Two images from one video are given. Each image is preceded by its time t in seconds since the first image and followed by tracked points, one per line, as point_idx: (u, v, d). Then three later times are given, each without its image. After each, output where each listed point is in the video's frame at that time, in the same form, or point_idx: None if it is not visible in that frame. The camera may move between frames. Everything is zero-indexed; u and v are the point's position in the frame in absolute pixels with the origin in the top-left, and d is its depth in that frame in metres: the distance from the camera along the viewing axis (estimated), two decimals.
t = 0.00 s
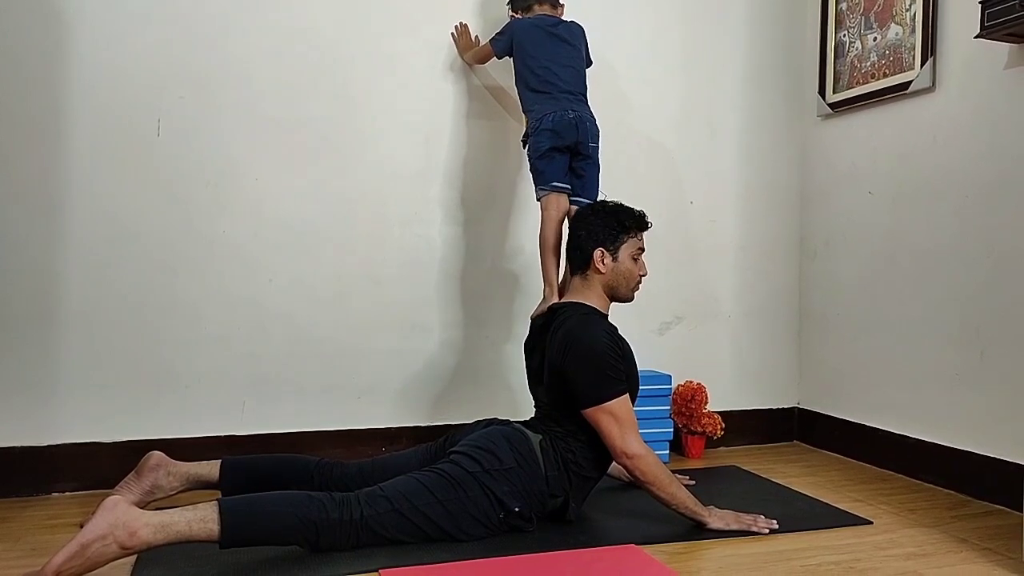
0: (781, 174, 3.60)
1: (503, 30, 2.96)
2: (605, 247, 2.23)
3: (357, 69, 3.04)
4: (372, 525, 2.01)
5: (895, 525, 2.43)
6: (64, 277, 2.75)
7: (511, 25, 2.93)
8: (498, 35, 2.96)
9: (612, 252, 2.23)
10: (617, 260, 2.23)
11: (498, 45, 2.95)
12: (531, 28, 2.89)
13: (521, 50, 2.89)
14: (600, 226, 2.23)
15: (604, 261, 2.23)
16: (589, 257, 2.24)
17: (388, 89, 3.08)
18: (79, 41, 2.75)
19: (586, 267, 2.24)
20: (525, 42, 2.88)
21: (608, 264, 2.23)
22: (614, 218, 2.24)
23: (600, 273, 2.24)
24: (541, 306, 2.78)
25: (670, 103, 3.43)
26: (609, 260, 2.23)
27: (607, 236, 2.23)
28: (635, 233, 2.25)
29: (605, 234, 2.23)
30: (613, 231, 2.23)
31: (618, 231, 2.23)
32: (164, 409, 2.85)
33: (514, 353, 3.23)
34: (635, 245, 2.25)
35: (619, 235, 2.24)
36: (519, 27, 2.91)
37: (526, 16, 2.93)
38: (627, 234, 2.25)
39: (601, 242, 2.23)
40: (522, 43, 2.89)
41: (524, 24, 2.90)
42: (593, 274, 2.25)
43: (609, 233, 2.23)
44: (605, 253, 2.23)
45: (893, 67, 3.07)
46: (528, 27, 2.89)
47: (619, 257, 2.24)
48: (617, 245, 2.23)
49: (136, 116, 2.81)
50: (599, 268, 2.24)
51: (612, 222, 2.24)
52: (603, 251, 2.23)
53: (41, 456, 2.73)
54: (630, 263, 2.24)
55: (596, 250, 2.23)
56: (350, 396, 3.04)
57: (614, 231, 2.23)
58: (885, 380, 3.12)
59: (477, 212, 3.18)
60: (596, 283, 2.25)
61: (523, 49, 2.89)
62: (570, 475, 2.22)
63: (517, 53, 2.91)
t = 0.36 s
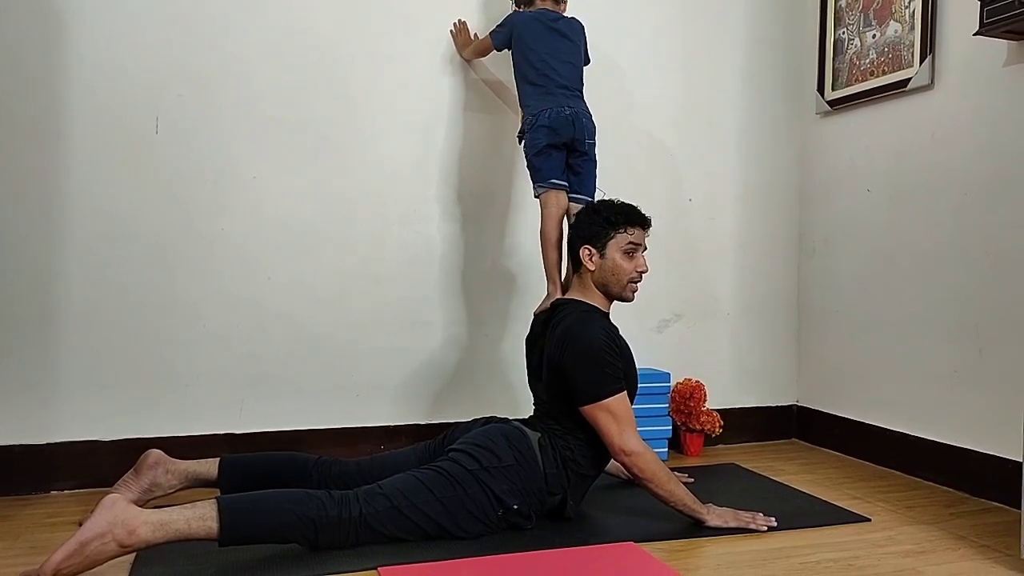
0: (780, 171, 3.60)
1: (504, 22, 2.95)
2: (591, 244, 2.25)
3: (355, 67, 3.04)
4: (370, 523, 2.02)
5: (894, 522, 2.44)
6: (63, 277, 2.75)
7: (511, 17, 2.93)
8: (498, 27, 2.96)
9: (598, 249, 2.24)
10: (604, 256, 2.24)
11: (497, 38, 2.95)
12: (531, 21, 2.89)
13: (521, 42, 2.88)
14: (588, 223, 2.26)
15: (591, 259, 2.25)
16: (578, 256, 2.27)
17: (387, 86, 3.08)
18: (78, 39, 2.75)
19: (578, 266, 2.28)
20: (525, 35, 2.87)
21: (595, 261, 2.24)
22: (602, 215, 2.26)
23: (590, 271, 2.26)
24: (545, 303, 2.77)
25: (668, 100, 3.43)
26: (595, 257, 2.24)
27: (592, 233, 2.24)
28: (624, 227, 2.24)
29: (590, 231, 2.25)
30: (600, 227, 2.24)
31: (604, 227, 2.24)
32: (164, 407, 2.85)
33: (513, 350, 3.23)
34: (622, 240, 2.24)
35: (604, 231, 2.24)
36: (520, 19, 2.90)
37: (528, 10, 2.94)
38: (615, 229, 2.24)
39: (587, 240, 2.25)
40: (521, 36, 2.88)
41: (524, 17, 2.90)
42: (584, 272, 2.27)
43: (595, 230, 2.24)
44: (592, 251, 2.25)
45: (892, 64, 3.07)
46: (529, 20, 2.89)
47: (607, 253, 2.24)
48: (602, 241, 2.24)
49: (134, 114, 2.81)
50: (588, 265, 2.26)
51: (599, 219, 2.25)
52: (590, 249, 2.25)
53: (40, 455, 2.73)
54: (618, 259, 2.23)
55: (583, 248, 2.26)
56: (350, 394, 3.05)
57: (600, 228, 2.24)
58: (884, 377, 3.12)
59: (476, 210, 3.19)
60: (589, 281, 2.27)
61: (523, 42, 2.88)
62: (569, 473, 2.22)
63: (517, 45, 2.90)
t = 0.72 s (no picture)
0: (779, 170, 3.60)
1: (502, 21, 2.94)
2: (591, 243, 2.25)
3: (354, 66, 3.04)
4: (369, 522, 2.02)
5: (892, 521, 2.44)
6: (62, 277, 2.75)
7: (509, 16, 2.92)
8: (496, 25, 2.95)
9: (598, 248, 2.24)
10: (603, 256, 2.24)
11: (495, 36, 2.94)
12: (530, 19, 2.89)
13: (520, 41, 2.88)
14: (589, 223, 2.26)
15: (590, 258, 2.25)
16: (578, 255, 2.28)
17: (385, 85, 3.08)
18: (76, 37, 2.75)
19: (578, 264, 2.28)
20: (524, 33, 2.88)
21: (595, 261, 2.25)
22: (602, 214, 2.26)
23: (589, 271, 2.26)
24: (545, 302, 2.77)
25: (667, 99, 3.43)
26: (595, 256, 2.25)
27: (593, 232, 2.24)
28: (624, 228, 2.24)
29: (591, 230, 2.25)
30: (600, 227, 2.24)
31: (604, 227, 2.24)
32: (162, 407, 2.85)
33: (512, 349, 3.23)
34: (623, 240, 2.24)
35: (605, 230, 2.24)
36: (518, 17, 2.90)
37: (526, 9, 2.93)
38: (615, 229, 2.23)
39: (587, 239, 2.26)
40: (520, 34, 2.88)
41: (523, 15, 2.89)
42: (584, 271, 2.27)
43: (594, 229, 2.24)
44: (592, 250, 2.25)
45: (890, 64, 3.07)
46: (528, 19, 2.89)
47: (607, 253, 2.24)
48: (603, 241, 2.23)
49: (133, 113, 2.81)
50: (588, 265, 2.26)
51: (599, 219, 2.25)
52: (590, 248, 2.25)
53: (38, 454, 2.73)
54: (618, 258, 2.23)
55: (583, 247, 2.26)
56: (348, 393, 3.05)
57: (601, 228, 2.24)
58: (882, 376, 3.13)
59: (474, 209, 3.18)
60: (588, 280, 2.27)
61: (522, 40, 2.88)
62: (567, 472, 2.22)
63: (517, 43, 2.90)
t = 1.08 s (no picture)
0: (779, 171, 3.60)
1: (501, 23, 2.93)
2: (589, 245, 2.25)
3: (353, 67, 3.04)
4: (368, 523, 2.02)
5: (892, 523, 2.44)
6: (63, 276, 2.75)
7: (508, 18, 2.92)
8: (495, 28, 2.95)
9: (595, 249, 2.24)
10: (600, 257, 2.24)
11: (493, 38, 2.93)
12: (528, 21, 2.89)
13: (518, 43, 2.88)
14: (589, 225, 2.25)
15: (587, 259, 2.25)
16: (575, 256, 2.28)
17: (385, 86, 3.08)
18: (76, 38, 2.75)
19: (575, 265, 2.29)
20: (523, 34, 2.88)
21: (592, 262, 2.25)
22: (600, 216, 2.26)
23: (586, 272, 2.27)
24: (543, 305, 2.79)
25: (667, 100, 3.43)
26: (591, 258, 2.25)
27: (590, 234, 2.24)
28: (621, 229, 2.24)
29: (588, 232, 2.25)
30: (598, 228, 2.24)
31: (601, 229, 2.24)
32: (163, 407, 2.85)
33: (512, 350, 3.23)
34: (619, 242, 2.24)
35: (602, 232, 2.24)
36: (517, 18, 2.90)
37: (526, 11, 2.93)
38: (613, 232, 2.23)
39: (585, 240, 2.26)
40: (519, 35, 2.88)
41: (522, 16, 2.89)
42: (581, 272, 2.28)
43: (592, 231, 2.24)
44: (588, 251, 2.25)
45: (890, 65, 3.07)
46: (527, 20, 2.89)
47: (603, 255, 2.24)
48: (600, 243, 2.24)
49: (133, 113, 2.81)
50: (585, 265, 2.26)
51: (597, 220, 2.25)
52: (587, 250, 2.26)
53: (38, 455, 2.73)
54: (613, 260, 2.23)
55: (579, 249, 2.27)
56: (348, 394, 3.05)
57: (599, 229, 2.24)
58: (882, 377, 3.12)
59: (475, 210, 3.18)
60: (586, 281, 2.28)
61: (521, 42, 2.88)
62: (567, 474, 2.22)
63: (515, 45, 2.89)
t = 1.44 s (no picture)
0: (778, 172, 3.60)
1: (499, 23, 2.94)
2: (600, 248, 2.24)
3: (353, 68, 3.04)
4: (367, 523, 2.02)
5: (891, 523, 2.44)
6: (63, 277, 2.75)
7: (506, 18, 2.92)
8: (493, 28, 2.95)
9: (607, 253, 2.24)
10: (612, 262, 2.25)
11: (492, 39, 2.93)
12: (527, 22, 2.89)
13: (517, 44, 2.88)
14: (595, 226, 2.25)
15: (599, 263, 2.25)
16: (584, 259, 2.26)
17: (385, 87, 3.08)
18: (76, 39, 2.75)
19: (583, 269, 2.26)
20: (520, 35, 2.88)
21: (603, 266, 2.25)
22: (608, 218, 2.26)
23: (596, 275, 2.26)
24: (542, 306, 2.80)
25: (666, 101, 3.43)
26: (604, 262, 2.25)
27: (601, 238, 2.24)
28: (630, 233, 2.26)
29: (599, 235, 2.24)
30: (607, 231, 2.24)
31: (612, 232, 2.24)
32: (163, 407, 2.86)
33: (511, 351, 3.23)
34: (630, 245, 2.26)
35: (614, 235, 2.24)
36: (516, 19, 2.90)
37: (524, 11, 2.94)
38: (623, 235, 2.25)
39: (596, 244, 2.24)
40: (517, 36, 2.88)
41: (521, 17, 2.90)
42: (590, 275, 2.27)
43: (603, 235, 2.24)
44: (600, 255, 2.25)
45: (889, 66, 3.08)
46: (525, 21, 2.89)
47: (614, 258, 2.25)
48: (611, 246, 2.24)
49: (132, 114, 2.82)
50: (595, 269, 2.25)
51: (606, 223, 2.25)
52: (598, 253, 2.25)
53: (37, 455, 2.73)
54: (625, 264, 2.25)
55: (590, 252, 2.25)
56: (347, 395, 3.05)
57: (609, 232, 2.24)
58: (881, 378, 3.12)
59: (474, 211, 3.19)
60: (595, 284, 2.27)
61: (519, 43, 2.88)
62: (566, 473, 2.22)
63: (513, 45, 2.89)
